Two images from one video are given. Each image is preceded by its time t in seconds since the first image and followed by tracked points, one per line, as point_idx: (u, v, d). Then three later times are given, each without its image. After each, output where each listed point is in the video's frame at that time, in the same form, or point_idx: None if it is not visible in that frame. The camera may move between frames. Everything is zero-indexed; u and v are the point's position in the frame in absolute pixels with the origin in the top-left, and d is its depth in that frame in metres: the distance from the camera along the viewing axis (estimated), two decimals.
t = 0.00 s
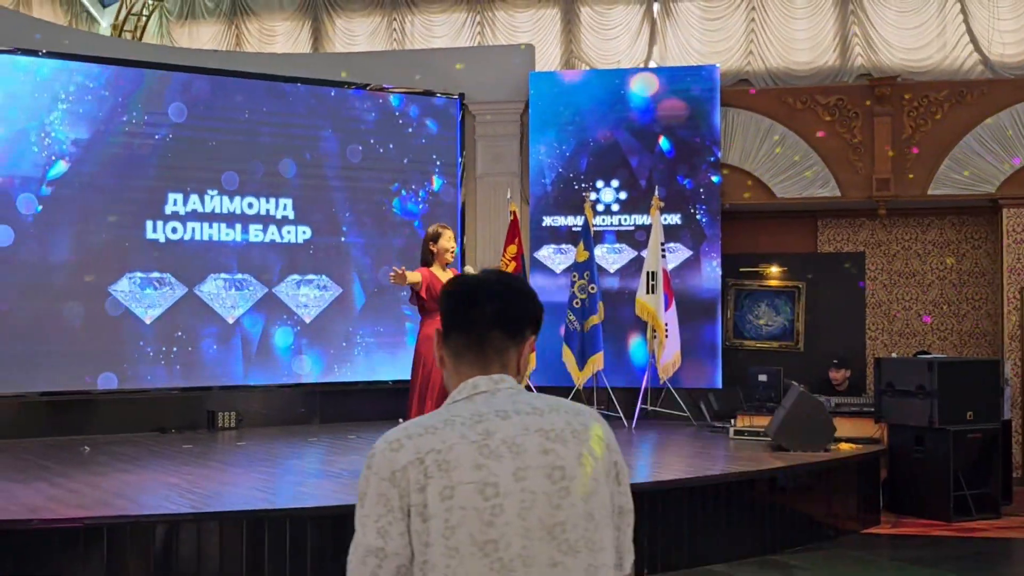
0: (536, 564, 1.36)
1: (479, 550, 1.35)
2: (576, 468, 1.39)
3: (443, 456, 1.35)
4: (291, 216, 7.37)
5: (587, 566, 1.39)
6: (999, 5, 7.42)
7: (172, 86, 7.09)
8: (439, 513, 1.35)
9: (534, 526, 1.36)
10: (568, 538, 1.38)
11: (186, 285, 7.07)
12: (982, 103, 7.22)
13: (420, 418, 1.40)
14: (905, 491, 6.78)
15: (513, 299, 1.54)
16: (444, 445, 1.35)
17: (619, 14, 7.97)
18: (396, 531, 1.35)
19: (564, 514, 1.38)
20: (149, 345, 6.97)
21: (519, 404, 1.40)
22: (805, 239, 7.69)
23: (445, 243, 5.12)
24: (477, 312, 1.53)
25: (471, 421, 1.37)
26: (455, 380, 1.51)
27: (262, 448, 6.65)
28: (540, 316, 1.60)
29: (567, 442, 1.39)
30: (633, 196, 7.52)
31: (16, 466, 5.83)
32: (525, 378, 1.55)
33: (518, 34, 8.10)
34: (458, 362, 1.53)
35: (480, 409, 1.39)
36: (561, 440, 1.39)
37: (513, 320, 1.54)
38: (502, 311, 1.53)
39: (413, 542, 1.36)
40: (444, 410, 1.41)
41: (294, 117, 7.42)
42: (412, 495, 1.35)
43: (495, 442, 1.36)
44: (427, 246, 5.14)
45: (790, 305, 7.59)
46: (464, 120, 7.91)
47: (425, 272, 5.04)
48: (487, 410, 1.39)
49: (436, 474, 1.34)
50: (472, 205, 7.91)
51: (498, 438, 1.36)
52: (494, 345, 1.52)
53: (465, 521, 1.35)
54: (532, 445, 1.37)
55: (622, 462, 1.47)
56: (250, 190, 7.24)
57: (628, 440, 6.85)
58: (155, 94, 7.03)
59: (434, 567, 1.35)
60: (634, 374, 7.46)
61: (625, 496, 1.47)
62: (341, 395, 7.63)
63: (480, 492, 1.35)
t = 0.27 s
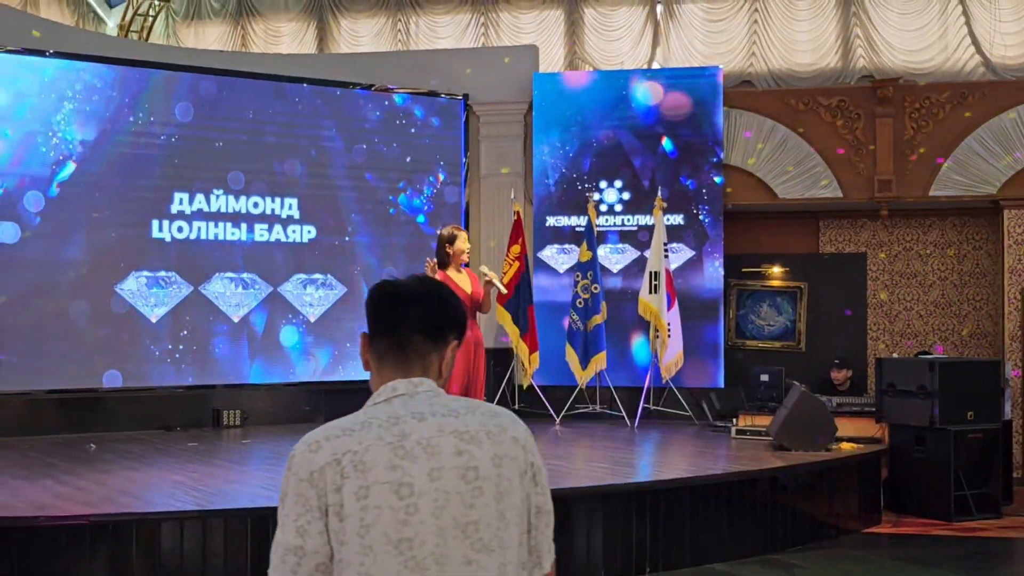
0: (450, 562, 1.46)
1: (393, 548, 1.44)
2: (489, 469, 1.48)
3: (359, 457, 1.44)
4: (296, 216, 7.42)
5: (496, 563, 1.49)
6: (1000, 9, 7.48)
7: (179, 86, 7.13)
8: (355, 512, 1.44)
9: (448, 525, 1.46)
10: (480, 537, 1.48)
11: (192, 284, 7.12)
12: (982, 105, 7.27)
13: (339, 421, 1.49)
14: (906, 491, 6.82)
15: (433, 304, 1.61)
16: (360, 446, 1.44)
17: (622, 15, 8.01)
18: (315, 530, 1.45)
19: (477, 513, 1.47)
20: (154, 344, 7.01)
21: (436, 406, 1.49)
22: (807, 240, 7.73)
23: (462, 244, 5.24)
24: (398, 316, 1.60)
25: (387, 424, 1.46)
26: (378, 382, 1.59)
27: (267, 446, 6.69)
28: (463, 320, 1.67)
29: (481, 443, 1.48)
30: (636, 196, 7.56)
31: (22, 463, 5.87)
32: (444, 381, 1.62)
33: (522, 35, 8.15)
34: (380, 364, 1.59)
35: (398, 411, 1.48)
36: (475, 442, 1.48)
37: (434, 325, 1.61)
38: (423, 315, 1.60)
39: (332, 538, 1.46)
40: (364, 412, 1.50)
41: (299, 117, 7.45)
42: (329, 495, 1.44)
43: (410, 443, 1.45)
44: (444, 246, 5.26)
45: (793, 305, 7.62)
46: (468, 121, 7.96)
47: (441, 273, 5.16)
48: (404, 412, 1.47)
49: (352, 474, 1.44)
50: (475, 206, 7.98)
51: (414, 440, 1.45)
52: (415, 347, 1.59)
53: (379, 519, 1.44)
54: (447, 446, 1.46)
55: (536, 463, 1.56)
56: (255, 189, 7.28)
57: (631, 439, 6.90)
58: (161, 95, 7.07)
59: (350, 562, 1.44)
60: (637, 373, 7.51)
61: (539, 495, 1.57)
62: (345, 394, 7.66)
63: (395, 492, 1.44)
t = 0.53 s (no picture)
0: (370, 543, 1.51)
1: (317, 527, 1.50)
2: (412, 456, 1.54)
3: (288, 441, 1.50)
4: (305, 216, 7.66)
5: (416, 547, 1.55)
6: (988, 17, 7.71)
7: (192, 90, 7.35)
8: (283, 492, 1.50)
9: (370, 508, 1.51)
10: (401, 520, 1.53)
11: (204, 281, 7.35)
12: (969, 110, 7.50)
13: (275, 407, 1.55)
14: (896, 483, 7.04)
15: (372, 303, 1.65)
16: (291, 431, 1.50)
17: (621, 22, 8.25)
18: (247, 508, 1.52)
19: (399, 497, 1.53)
20: (167, 339, 7.24)
21: (366, 396, 1.55)
22: (800, 240, 8.00)
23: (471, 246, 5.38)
24: (338, 313, 1.64)
25: (317, 412, 1.52)
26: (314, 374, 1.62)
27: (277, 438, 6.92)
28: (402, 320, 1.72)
29: (405, 433, 1.54)
30: (634, 198, 7.81)
31: (41, 454, 6.09)
32: (379, 377, 1.66)
33: (525, 41, 8.39)
34: (317, 357, 1.63)
35: (329, 400, 1.54)
36: (400, 431, 1.54)
37: (372, 323, 1.65)
38: (361, 314, 1.65)
39: (261, 518, 1.52)
40: (299, 401, 1.56)
41: (308, 120, 7.70)
42: (260, 476, 1.51)
43: (338, 430, 1.50)
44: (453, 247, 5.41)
45: (786, 303, 7.86)
46: (472, 124, 8.21)
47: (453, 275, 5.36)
48: (334, 401, 1.53)
49: (281, 457, 1.50)
50: (479, 207, 8.27)
51: (342, 427, 1.51)
52: (352, 343, 1.63)
53: (305, 500, 1.49)
54: (373, 434, 1.52)
55: (461, 453, 1.63)
56: (266, 190, 7.53)
57: (628, 433, 7.13)
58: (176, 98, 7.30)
59: (278, 539, 1.50)
60: (635, 369, 7.75)
61: (462, 483, 1.63)
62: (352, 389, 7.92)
63: (320, 475, 1.49)
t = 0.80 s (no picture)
0: (301, 527, 1.53)
1: (249, 512, 1.51)
2: (341, 444, 1.55)
3: (221, 430, 1.51)
4: (309, 216, 7.77)
5: (348, 531, 1.56)
6: (982, 22, 7.83)
7: (198, 92, 7.45)
8: (215, 480, 1.51)
9: (300, 494, 1.53)
10: (330, 505, 1.55)
11: (209, 280, 7.44)
12: (964, 113, 7.60)
13: (209, 398, 1.56)
14: (891, 481, 7.15)
15: (309, 299, 1.66)
16: (222, 421, 1.51)
17: (621, 26, 8.36)
18: (183, 496, 1.52)
19: (329, 483, 1.55)
20: (172, 337, 7.34)
21: (297, 387, 1.57)
22: (797, 241, 8.11)
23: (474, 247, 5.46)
24: (275, 310, 1.65)
25: (249, 402, 1.53)
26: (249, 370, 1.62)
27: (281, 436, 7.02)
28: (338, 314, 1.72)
29: (335, 422, 1.56)
30: (633, 199, 7.92)
31: (49, 451, 6.18)
32: (315, 369, 1.67)
33: (526, 44, 8.50)
34: (255, 351, 1.64)
35: (260, 391, 1.55)
36: (329, 420, 1.55)
37: (309, 318, 1.66)
38: (299, 310, 1.65)
39: (194, 506, 1.53)
40: (234, 391, 1.58)
41: (312, 122, 7.81)
42: (195, 465, 1.51)
43: (269, 420, 1.52)
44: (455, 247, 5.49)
45: (782, 304, 7.96)
46: (474, 126, 8.32)
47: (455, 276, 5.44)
48: (266, 392, 1.55)
49: (214, 446, 1.51)
50: (481, 208, 8.37)
51: (272, 416, 1.52)
52: (288, 338, 1.64)
53: (237, 487, 1.51)
54: (303, 423, 1.53)
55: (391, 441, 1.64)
56: (271, 191, 7.64)
57: (627, 431, 7.24)
58: (181, 101, 7.40)
59: (211, 525, 1.51)
60: (634, 368, 7.86)
61: (393, 470, 1.64)
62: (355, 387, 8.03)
63: (251, 462, 1.51)
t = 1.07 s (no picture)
0: (213, 518, 1.63)
1: (162, 504, 1.62)
2: (254, 439, 1.64)
3: (139, 426, 1.62)
4: (310, 216, 7.79)
5: (260, 522, 1.66)
6: (983, 24, 7.85)
7: (199, 93, 7.47)
8: (132, 472, 1.62)
9: (213, 487, 1.63)
10: (243, 498, 1.64)
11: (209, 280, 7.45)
12: (965, 115, 7.61)
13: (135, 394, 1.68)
14: (889, 483, 7.16)
15: (236, 301, 1.76)
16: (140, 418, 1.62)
17: (622, 27, 8.38)
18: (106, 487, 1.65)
19: (241, 477, 1.64)
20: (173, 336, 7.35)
21: (216, 385, 1.66)
22: (797, 240, 8.17)
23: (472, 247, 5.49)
24: (203, 312, 1.75)
25: (168, 399, 1.64)
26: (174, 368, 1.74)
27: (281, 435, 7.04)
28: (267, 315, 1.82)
29: (249, 418, 1.64)
30: (633, 200, 7.93)
31: (49, 449, 6.20)
32: (241, 367, 1.77)
33: (527, 45, 8.51)
34: (180, 350, 1.75)
35: (180, 389, 1.65)
36: (244, 417, 1.64)
37: (236, 318, 1.76)
38: (224, 312, 1.75)
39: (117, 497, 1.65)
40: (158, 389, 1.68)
41: (313, 122, 7.82)
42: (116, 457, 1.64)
43: (185, 416, 1.62)
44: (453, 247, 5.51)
45: (782, 305, 7.93)
46: (474, 126, 8.34)
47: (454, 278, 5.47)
48: (185, 390, 1.65)
49: (132, 441, 1.62)
50: (481, 209, 8.38)
51: (188, 413, 1.62)
52: (213, 339, 1.74)
53: (151, 479, 1.61)
54: (217, 419, 1.63)
55: (309, 438, 1.72)
56: (272, 190, 7.66)
57: (626, 432, 7.25)
58: (183, 101, 7.42)
59: (128, 516, 1.63)
60: (633, 369, 7.87)
61: (310, 465, 1.73)
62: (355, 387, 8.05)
63: (164, 457, 1.61)
